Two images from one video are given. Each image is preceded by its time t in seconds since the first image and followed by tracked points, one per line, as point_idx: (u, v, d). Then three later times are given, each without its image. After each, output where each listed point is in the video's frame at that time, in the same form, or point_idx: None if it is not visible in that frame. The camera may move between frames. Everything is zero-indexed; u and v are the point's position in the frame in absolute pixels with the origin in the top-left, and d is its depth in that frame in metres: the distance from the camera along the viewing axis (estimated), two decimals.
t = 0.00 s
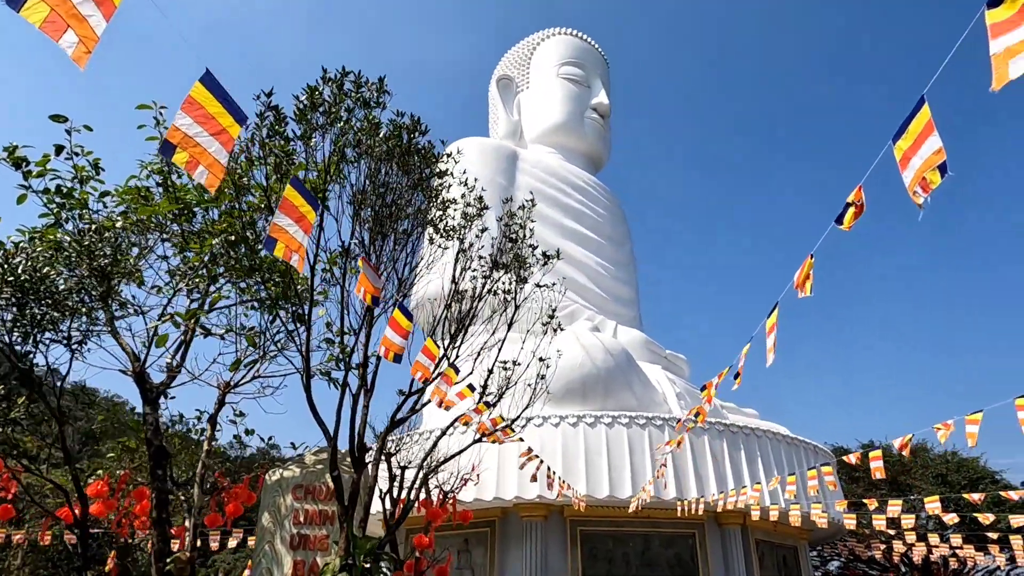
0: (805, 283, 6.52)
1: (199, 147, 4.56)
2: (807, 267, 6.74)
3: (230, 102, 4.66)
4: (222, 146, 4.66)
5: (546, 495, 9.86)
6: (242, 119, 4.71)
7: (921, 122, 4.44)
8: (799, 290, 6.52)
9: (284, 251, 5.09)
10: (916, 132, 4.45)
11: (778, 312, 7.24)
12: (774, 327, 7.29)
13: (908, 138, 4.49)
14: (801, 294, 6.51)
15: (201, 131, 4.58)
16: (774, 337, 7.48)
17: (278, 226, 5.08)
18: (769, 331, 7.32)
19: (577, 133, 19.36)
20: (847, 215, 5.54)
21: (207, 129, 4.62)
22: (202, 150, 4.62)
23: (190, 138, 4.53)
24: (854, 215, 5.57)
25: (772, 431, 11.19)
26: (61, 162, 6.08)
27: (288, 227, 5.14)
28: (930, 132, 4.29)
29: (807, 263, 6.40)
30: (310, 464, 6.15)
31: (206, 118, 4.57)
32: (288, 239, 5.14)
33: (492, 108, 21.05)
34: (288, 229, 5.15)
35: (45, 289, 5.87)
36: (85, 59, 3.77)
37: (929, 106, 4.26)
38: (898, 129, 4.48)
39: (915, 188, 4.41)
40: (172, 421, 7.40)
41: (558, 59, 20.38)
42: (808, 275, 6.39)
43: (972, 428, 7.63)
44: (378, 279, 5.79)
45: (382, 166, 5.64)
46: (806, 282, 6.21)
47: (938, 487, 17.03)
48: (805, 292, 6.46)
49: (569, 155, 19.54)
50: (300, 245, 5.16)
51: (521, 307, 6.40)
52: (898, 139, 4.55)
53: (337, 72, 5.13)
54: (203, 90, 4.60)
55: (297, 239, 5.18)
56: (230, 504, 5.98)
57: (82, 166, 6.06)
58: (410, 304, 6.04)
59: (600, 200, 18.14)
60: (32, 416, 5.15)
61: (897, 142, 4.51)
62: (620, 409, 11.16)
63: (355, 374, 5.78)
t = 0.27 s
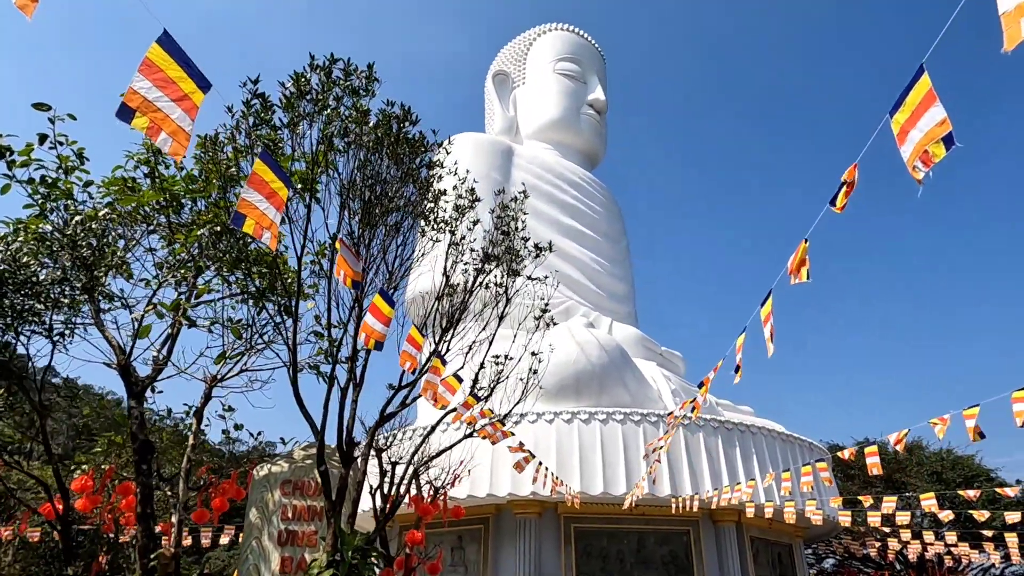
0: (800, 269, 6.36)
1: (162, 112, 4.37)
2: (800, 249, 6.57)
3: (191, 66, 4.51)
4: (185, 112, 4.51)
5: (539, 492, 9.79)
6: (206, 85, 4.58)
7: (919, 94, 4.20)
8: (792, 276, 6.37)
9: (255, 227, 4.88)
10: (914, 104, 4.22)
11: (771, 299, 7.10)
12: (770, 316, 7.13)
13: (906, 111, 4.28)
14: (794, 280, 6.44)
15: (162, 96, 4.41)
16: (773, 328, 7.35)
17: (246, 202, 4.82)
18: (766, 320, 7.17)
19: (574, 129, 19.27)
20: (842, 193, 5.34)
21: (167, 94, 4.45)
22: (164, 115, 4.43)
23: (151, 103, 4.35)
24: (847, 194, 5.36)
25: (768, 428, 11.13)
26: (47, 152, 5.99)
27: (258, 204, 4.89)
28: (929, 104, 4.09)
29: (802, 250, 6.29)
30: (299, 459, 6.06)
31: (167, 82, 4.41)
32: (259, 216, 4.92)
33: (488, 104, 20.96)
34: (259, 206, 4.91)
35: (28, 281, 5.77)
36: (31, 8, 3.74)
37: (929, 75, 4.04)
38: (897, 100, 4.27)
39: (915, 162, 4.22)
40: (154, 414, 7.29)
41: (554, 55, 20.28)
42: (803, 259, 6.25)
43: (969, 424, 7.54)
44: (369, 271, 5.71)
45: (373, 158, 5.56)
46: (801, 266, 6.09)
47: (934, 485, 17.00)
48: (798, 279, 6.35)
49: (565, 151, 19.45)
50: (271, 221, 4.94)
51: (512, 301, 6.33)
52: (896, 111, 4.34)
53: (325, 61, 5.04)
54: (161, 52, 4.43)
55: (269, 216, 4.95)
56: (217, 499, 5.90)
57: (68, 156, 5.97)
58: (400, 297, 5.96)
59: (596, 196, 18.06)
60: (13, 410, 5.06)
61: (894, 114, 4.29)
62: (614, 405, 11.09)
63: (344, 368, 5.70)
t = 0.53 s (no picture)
0: (792, 257, 6.23)
1: (111, 88, 4.28)
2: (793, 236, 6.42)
3: (146, 40, 4.40)
4: (140, 89, 4.40)
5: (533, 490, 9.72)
6: (163, 62, 4.44)
7: (914, 72, 4.15)
8: (784, 266, 6.27)
9: (217, 213, 4.69)
10: (910, 82, 4.17)
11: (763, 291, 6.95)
12: (764, 307, 6.98)
13: (901, 90, 4.22)
14: (788, 270, 6.29)
15: (114, 71, 4.29)
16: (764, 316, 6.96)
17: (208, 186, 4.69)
18: (757, 311, 7.02)
19: (571, 126, 19.18)
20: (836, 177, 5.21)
21: (120, 69, 4.35)
22: (115, 92, 4.34)
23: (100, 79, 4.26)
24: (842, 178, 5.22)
25: (764, 426, 11.07)
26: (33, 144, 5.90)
27: (222, 187, 4.72)
28: (926, 79, 4.04)
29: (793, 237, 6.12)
30: (287, 456, 5.98)
31: (119, 57, 4.30)
32: (224, 201, 4.73)
33: (485, 101, 20.88)
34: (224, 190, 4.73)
35: (12, 275, 5.68)
36: None
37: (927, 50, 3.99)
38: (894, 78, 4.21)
39: (912, 141, 4.15)
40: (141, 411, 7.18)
41: (551, 52, 20.19)
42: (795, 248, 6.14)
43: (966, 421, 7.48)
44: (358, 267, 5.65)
45: (363, 151, 5.48)
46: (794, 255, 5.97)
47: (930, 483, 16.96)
48: (789, 269, 6.26)
49: (562, 149, 19.37)
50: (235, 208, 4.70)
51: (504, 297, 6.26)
52: (890, 90, 4.28)
53: (314, 52, 4.96)
54: (115, 26, 4.33)
55: (233, 201, 4.72)
56: (205, 496, 5.82)
57: (54, 149, 5.88)
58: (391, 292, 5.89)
59: (593, 193, 17.99)
60: None
61: (890, 93, 4.24)
62: (610, 403, 11.02)
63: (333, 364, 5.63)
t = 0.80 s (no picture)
0: (776, 243, 6.13)
1: (42, 47, 3.99)
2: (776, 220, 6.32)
3: None
4: (79, 50, 4.10)
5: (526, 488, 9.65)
6: (104, 22, 4.12)
7: (896, 38, 4.06)
8: (768, 252, 6.17)
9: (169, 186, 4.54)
10: (891, 50, 4.07)
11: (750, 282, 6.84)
12: (750, 296, 6.88)
13: (883, 58, 4.12)
14: (772, 255, 6.16)
15: (47, 29, 4.02)
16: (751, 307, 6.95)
17: (158, 158, 4.50)
18: (745, 302, 6.92)
19: (567, 123, 19.10)
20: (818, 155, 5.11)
21: (56, 28, 4.06)
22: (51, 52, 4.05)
23: (33, 38, 3.99)
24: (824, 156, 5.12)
25: (759, 424, 10.99)
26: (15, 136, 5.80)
27: (176, 161, 4.55)
28: (909, 45, 3.94)
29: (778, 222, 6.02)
30: (273, 453, 5.91)
31: (52, 14, 4.01)
32: (177, 174, 4.58)
33: (481, 99, 20.81)
34: (177, 163, 4.56)
35: None
36: None
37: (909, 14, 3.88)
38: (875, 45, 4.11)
39: (895, 110, 4.04)
40: (123, 405, 7.09)
41: (547, 49, 20.11)
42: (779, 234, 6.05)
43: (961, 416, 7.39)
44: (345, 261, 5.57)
45: (351, 143, 5.40)
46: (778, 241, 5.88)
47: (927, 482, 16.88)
48: (773, 255, 6.16)
49: (558, 146, 19.29)
50: (189, 182, 4.56)
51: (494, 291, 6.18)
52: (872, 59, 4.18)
53: (300, 43, 4.89)
54: None
55: (187, 175, 4.58)
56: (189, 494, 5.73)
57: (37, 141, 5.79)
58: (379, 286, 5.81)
59: (589, 190, 17.91)
60: None
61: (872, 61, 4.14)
62: (604, 400, 10.94)
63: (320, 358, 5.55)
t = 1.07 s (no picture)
0: (755, 235, 6.04)
1: None
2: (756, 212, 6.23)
3: None
4: (7, 23, 3.93)
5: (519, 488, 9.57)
6: None
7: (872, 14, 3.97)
8: (748, 244, 6.09)
9: (113, 169, 4.46)
10: (866, 27, 3.99)
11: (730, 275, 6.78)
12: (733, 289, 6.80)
13: (860, 34, 4.03)
14: (750, 247, 6.08)
15: None
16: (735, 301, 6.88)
17: (101, 139, 4.41)
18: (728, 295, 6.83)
19: (563, 122, 19.02)
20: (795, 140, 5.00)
21: None
22: None
23: None
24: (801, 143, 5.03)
25: (753, 424, 10.92)
26: None
27: (120, 143, 4.46)
28: (885, 20, 3.85)
29: (756, 214, 5.96)
30: (257, 453, 5.82)
31: None
32: (121, 157, 4.50)
33: (477, 98, 20.73)
34: (122, 146, 4.48)
35: None
36: None
37: None
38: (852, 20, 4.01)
39: (869, 89, 3.95)
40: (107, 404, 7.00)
41: (543, 48, 20.03)
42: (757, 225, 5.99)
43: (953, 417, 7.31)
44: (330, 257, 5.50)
45: (336, 138, 5.33)
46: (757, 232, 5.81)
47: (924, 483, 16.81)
48: (752, 247, 6.08)
49: (554, 145, 19.22)
50: (134, 166, 4.50)
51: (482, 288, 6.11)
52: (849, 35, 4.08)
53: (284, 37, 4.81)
54: None
55: (133, 158, 4.51)
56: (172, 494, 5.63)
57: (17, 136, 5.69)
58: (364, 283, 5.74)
59: (585, 189, 17.84)
60: None
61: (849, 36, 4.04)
62: (597, 400, 10.86)
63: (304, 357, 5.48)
